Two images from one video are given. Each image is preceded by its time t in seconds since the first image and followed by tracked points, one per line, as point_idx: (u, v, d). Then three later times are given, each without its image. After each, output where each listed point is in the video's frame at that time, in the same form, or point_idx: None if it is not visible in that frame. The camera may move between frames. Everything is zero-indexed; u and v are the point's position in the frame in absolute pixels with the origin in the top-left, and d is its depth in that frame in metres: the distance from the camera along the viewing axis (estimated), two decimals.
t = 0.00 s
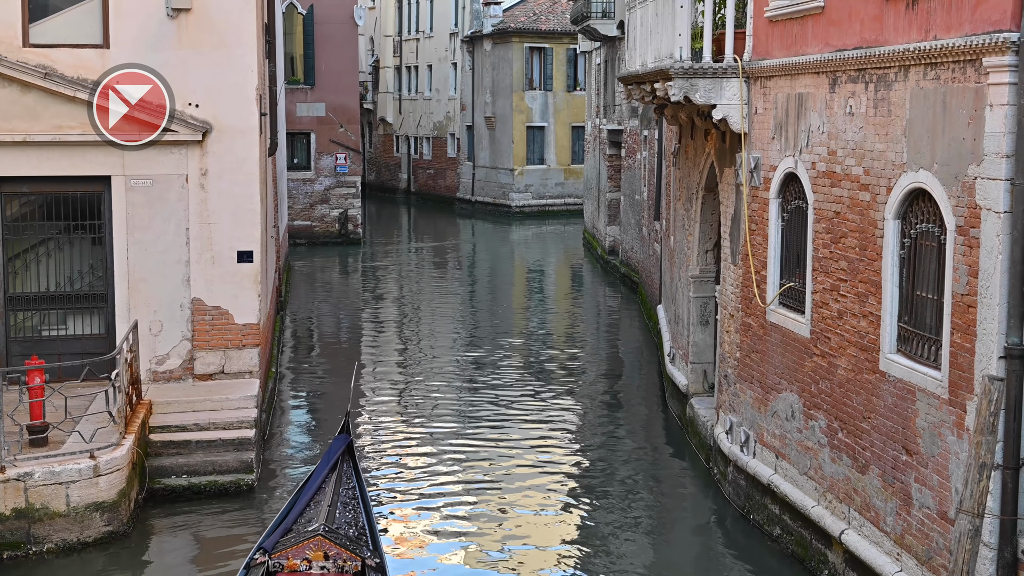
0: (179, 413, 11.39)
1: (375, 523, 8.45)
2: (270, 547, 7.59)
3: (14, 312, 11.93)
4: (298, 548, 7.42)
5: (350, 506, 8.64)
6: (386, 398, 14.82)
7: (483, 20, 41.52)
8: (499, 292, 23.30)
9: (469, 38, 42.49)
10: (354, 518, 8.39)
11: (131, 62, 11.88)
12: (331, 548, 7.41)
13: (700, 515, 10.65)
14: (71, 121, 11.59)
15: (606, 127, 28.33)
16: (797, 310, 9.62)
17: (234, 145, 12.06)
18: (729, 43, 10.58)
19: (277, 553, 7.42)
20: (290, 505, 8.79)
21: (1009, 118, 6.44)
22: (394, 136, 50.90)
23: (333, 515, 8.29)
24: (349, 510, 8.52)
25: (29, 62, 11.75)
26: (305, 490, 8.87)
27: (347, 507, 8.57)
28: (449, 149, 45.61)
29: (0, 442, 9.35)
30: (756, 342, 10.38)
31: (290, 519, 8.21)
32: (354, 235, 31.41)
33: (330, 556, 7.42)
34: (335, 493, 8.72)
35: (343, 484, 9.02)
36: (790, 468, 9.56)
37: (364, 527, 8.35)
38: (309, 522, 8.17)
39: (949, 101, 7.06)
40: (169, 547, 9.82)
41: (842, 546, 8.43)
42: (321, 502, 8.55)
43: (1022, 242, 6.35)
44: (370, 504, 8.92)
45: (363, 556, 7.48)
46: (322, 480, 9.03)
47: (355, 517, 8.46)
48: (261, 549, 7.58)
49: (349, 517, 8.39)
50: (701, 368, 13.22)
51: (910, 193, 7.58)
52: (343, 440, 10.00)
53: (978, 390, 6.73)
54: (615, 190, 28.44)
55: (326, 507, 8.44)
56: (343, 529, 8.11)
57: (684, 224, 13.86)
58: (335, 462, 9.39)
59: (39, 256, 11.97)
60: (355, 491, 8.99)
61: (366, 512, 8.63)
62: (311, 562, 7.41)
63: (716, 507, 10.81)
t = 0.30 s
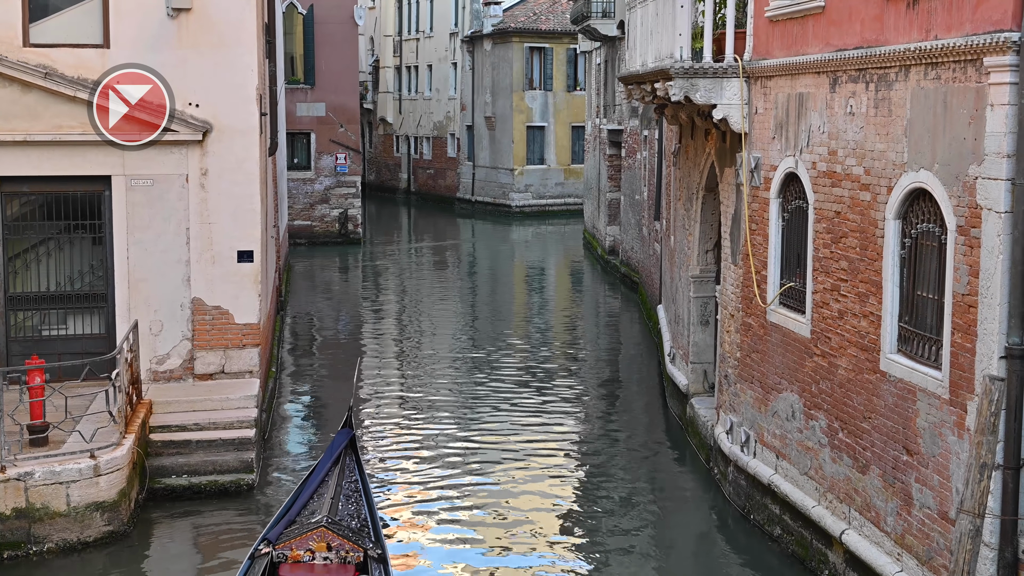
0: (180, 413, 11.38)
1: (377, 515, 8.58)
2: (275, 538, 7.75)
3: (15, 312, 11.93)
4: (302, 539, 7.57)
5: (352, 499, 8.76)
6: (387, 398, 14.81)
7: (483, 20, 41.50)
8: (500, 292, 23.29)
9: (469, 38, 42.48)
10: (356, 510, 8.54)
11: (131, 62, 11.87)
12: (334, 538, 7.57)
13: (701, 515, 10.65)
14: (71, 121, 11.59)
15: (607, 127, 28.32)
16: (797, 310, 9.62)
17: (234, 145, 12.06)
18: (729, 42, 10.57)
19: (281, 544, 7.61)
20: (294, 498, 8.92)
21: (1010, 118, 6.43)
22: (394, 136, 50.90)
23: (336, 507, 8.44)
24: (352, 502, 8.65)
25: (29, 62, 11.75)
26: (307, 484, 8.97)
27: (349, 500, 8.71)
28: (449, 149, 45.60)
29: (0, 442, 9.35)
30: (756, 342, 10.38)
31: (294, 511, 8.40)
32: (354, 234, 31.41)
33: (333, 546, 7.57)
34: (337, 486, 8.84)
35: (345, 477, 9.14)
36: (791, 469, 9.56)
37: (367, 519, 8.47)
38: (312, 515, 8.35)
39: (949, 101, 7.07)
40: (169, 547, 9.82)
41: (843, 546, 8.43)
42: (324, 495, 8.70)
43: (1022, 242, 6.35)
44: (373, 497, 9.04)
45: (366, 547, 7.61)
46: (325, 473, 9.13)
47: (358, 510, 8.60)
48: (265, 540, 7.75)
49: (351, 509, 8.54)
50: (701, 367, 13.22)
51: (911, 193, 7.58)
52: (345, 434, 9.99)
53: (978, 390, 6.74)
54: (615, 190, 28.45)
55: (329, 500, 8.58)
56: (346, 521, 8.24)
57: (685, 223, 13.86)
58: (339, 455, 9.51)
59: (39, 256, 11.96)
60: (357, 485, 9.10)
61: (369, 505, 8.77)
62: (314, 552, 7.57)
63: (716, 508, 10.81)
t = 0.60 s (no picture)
0: (180, 413, 11.38)
1: (380, 507, 8.98)
2: (279, 529, 8.21)
3: (16, 312, 11.92)
4: (306, 531, 8.04)
5: (355, 492, 9.17)
6: (388, 398, 14.81)
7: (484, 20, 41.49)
8: (500, 292, 23.28)
9: (470, 38, 42.48)
10: (359, 502, 8.95)
11: (131, 62, 11.87)
12: (337, 531, 8.05)
13: (702, 515, 10.64)
14: (72, 121, 11.58)
15: (607, 127, 28.31)
16: (799, 310, 9.62)
17: (235, 145, 12.06)
18: (730, 42, 10.56)
19: (286, 536, 8.04)
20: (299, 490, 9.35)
21: (1012, 117, 6.43)
22: (395, 136, 50.90)
23: (339, 500, 8.87)
24: (354, 496, 9.04)
25: (30, 61, 11.74)
26: (312, 477, 9.40)
27: (352, 493, 9.12)
28: (450, 149, 45.60)
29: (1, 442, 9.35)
30: (757, 342, 10.38)
31: (298, 504, 8.79)
32: (354, 234, 31.40)
33: (336, 538, 8.04)
34: (341, 481, 9.24)
35: (349, 472, 9.55)
36: (792, 469, 9.56)
37: (370, 513, 8.85)
38: (316, 507, 8.79)
39: (950, 100, 7.06)
40: (170, 547, 9.82)
41: (844, 546, 8.43)
42: (328, 488, 9.14)
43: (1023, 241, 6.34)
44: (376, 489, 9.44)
45: (368, 538, 8.08)
46: (329, 470, 9.51)
47: (361, 502, 9.01)
48: (271, 531, 8.22)
49: (354, 502, 8.96)
50: (702, 367, 13.21)
51: (912, 193, 7.58)
52: (350, 430, 10.39)
53: (979, 390, 6.73)
54: (616, 190, 28.45)
55: (333, 494, 8.98)
56: (349, 514, 8.63)
57: (685, 223, 13.86)
58: (341, 452, 9.87)
59: (40, 255, 11.96)
60: (361, 479, 9.47)
61: (372, 497, 9.17)
62: (318, 544, 8.01)
63: (717, 508, 10.80)
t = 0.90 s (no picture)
0: (181, 413, 11.38)
1: (383, 502, 9.02)
2: (283, 521, 8.37)
3: (16, 311, 11.90)
4: (310, 523, 8.19)
5: (359, 486, 9.19)
6: (388, 398, 14.80)
7: (484, 20, 41.50)
8: (501, 292, 23.27)
9: (470, 38, 42.48)
10: (362, 497, 8.99)
11: (132, 62, 11.87)
12: (341, 523, 8.20)
13: (702, 515, 10.64)
14: (72, 120, 11.58)
15: (608, 127, 28.29)
16: (800, 310, 9.61)
17: (236, 145, 12.06)
18: (730, 42, 10.55)
19: (290, 527, 8.22)
20: (302, 483, 9.38)
21: (1013, 117, 6.42)
22: (396, 136, 50.90)
23: (342, 493, 8.92)
24: (358, 488, 9.12)
25: (30, 61, 11.74)
26: (316, 471, 9.43)
27: (356, 487, 9.15)
28: (450, 149, 45.59)
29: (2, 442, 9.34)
30: (758, 342, 10.37)
31: (303, 495, 8.90)
32: (355, 234, 31.40)
33: (340, 530, 8.20)
34: (345, 473, 9.30)
35: (352, 466, 9.53)
36: (793, 469, 9.55)
37: (373, 505, 8.95)
38: (320, 500, 8.84)
39: (952, 100, 7.06)
40: (171, 547, 9.82)
41: (845, 546, 8.43)
42: (332, 481, 9.19)
43: None
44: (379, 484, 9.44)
45: (370, 531, 8.26)
46: (333, 462, 9.55)
47: (364, 496, 9.04)
48: (275, 523, 8.39)
49: (358, 496, 9.00)
50: (703, 367, 13.21)
51: (913, 193, 7.58)
52: (353, 425, 10.27)
53: (981, 390, 6.72)
54: (616, 190, 28.44)
55: (336, 486, 9.06)
56: (353, 507, 8.73)
57: (686, 223, 13.85)
58: (346, 445, 9.87)
59: (41, 255, 11.96)
60: (364, 471, 9.52)
61: (375, 491, 9.19)
62: (322, 536, 8.18)
63: (718, 508, 10.79)
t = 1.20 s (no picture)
0: (182, 413, 11.38)
1: (386, 495, 9.23)
2: (289, 513, 8.56)
3: (17, 311, 11.88)
4: (315, 515, 8.43)
5: (363, 479, 9.41)
6: (390, 398, 14.79)
7: (484, 20, 41.50)
8: (502, 291, 23.27)
9: (471, 37, 42.48)
10: (366, 490, 9.20)
11: (133, 62, 11.87)
12: (344, 515, 8.42)
13: (704, 515, 10.63)
14: (73, 120, 11.58)
15: (609, 127, 28.27)
16: (801, 309, 9.61)
17: (237, 145, 12.06)
18: (732, 41, 10.55)
19: (295, 520, 8.44)
20: (307, 477, 9.57)
21: (1014, 116, 6.42)
22: (397, 135, 50.89)
23: (347, 486, 9.10)
24: (362, 482, 9.32)
25: (32, 61, 11.74)
26: (321, 464, 9.63)
27: (360, 481, 9.36)
28: (451, 149, 45.58)
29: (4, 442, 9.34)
30: (759, 341, 10.36)
31: (308, 488, 9.10)
32: (356, 234, 31.40)
33: (344, 523, 8.41)
34: (349, 467, 9.49)
35: (357, 460, 9.74)
36: (794, 468, 9.54)
37: (376, 498, 9.14)
38: (325, 492, 9.03)
39: (953, 99, 7.05)
40: (172, 546, 9.82)
41: (847, 545, 8.43)
42: (336, 474, 9.38)
43: None
44: (383, 478, 9.66)
45: (374, 523, 8.42)
46: (339, 456, 9.73)
47: (368, 489, 9.26)
48: (280, 515, 8.55)
49: (362, 489, 9.21)
50: (704, 367, 13.21)
51: (914, 192, 7.58)
52: (357, 421, 10.58)
53: (983, 390, 6.72)
54: (617, 190, 28.43)
55: (341, 479, 9.22)
56: (357, 499, 8.92)
57: (687, 222, 13.84)
58: (351, 440, 10.10)
59: (42, 255, 11.94)
60: (368, 465, 9.72)
61: (379, 485, 9.41)
62: (326, 528, 8.39)
63: (720, 507, 10.79)
